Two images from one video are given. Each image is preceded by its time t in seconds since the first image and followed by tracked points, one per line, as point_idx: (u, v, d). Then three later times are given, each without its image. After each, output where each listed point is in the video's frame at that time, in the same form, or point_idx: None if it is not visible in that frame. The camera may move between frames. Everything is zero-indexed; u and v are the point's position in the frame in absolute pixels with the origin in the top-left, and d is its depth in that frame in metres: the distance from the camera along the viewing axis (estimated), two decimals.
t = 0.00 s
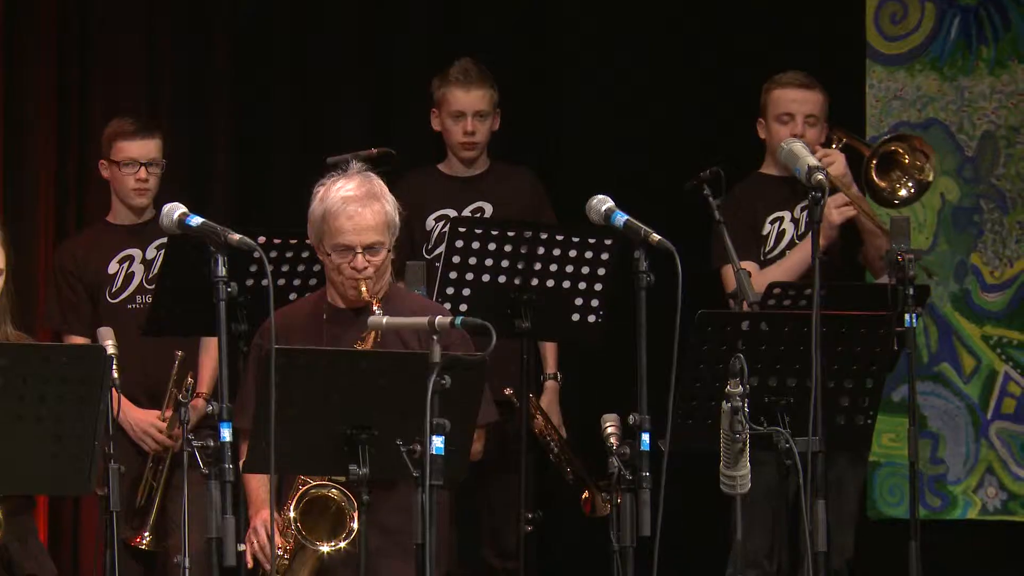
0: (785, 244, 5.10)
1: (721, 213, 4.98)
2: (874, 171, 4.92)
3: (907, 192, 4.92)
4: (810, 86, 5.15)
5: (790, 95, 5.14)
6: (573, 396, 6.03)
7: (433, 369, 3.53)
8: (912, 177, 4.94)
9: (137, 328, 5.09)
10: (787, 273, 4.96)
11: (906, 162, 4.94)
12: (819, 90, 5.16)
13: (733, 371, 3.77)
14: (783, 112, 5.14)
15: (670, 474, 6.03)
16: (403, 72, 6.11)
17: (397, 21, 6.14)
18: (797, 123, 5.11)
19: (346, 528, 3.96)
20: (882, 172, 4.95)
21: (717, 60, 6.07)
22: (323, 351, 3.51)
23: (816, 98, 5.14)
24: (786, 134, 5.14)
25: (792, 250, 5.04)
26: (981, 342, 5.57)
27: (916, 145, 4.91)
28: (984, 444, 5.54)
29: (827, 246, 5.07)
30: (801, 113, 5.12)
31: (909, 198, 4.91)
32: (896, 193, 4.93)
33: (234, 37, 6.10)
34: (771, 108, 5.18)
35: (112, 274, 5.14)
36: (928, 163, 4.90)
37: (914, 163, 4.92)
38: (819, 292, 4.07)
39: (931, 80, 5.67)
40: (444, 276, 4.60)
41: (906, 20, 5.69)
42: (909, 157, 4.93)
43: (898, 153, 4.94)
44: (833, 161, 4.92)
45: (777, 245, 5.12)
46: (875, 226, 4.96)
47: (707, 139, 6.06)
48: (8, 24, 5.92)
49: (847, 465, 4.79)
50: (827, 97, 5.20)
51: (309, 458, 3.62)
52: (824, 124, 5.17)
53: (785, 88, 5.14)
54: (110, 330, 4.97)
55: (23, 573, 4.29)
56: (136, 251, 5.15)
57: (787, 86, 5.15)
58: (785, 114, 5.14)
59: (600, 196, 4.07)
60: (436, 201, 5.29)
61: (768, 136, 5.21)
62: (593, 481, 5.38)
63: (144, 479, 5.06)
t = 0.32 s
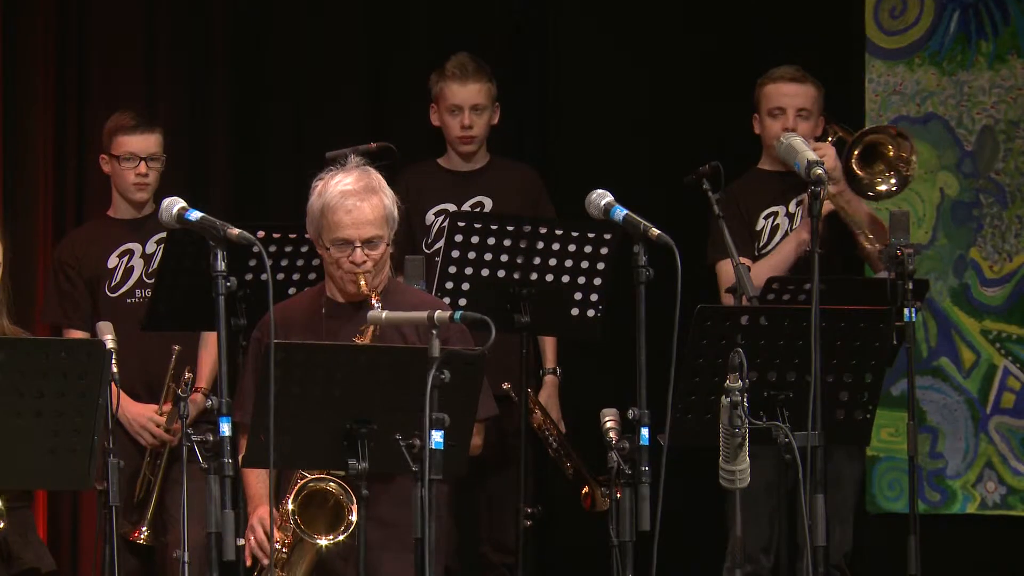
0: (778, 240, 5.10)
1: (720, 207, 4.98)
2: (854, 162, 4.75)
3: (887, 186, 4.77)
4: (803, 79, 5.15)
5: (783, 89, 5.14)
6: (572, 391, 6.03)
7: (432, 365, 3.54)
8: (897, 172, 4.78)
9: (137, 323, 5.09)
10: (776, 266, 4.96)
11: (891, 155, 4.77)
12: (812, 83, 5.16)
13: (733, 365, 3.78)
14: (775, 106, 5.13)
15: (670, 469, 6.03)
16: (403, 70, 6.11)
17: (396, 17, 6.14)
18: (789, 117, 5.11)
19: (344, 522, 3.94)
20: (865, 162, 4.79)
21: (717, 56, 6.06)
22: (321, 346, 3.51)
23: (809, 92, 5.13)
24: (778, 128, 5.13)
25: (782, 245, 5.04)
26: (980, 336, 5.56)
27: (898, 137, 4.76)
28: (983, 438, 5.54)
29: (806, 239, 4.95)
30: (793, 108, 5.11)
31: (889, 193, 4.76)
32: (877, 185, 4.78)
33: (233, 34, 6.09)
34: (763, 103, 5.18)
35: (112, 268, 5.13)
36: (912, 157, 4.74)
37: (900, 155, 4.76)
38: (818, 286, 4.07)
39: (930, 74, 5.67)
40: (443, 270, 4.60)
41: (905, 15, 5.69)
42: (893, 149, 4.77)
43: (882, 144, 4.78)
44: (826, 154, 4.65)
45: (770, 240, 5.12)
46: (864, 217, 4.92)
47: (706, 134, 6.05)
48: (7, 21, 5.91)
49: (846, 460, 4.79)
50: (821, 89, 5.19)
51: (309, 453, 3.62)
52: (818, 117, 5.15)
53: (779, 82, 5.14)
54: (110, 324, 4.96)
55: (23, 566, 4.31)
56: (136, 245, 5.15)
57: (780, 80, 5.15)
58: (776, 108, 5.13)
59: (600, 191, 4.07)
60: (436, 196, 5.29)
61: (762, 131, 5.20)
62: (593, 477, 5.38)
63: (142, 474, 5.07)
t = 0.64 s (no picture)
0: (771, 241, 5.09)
1: (720, 208, 4.98)
2: (836, 159, 4.60)
3: (865, 188, 4.57)
4: (795, 80, 5.15)
5: (775, 90, 5.14)
6: (573, 391, 6.03)
7: (432, 366, 3.54)
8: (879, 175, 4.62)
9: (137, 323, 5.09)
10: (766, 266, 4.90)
11: (876, 158, 4.62)
12: (805, 83, 5.16)
13: (734, 367, 3.80)
14: (767, 108, 5.13)
15: (670, 470, 6.02)
16: (402, 71, 6.12)
17: (396, 18, 6.14)
18: (781, 118, 5.10)
19: (349, 517, 3.93)
20: (847, 161, 4.62)
21: (718, 57, 6.05)
22: (322, 347, 3.51)
23: (802, 93, 5.13)
24: (771, 130, 5.13)
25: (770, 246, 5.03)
26: (981, 337, 5.56)
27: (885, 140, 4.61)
28: (984, 439, 5.54)
29: (791, 242, 4.80)
30: (785, 108, 5.10)
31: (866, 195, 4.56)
32: (855, 185, 4.59)
33: (234, 34, 6.08)
34: (757, 103, 5.18)
35: (113, 269, 5.13)
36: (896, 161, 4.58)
37: (884, 157, 4.61)
38: (819, 287, 4.06)
39: (931, 75, 5.67)
40: (444, 272, 4.60)
41: (906, 16, 5.69)
42: (879, 152, 4.61)
43: (869, 146, 4.62)
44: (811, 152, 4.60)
45: (764, 241, 5.10)
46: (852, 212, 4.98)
47: (706, 135, 6.05)
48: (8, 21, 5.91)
49: (847, 461, 4.79)
50: (815, 88, 5.18)
51: (310, 455, 3.62)
52: (812, 117, 5.15)
53: (771, 84, 5.14)
54: (111, 325, 4.96)
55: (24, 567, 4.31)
56: (137, 246, 5.14)
57: (773, 81, 5.16)
58: (769, 109, 5.13)
59: (601, 192, 4.07)
60: (436, 198, 5.29)
61: (758, 133, 5.20)
62: (593, 478, 5.37)
63: (143, 475, 5.07)
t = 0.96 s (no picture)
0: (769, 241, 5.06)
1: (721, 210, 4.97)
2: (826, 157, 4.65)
3: (850, 187, 4.64)
4: (790, 80, 5.15)
5: (769, 90, 5.14)
6: (575, 392, 6.03)
7: (434, 367, 3.54)
8: (868, 175, 4.67)
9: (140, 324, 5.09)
10: (763, 262, 4.88)
11: (865, 158, 4.65)
12: (800, 83, 5.16)
13: (737, 368, 3.81)
14: (762, 108, 5.14)
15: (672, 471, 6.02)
16: (403, 72, 6.12)
17: (398, 18, 6.13)
18: (776, 118, 5.10)
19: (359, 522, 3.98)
20: (838, 158, 4.68)
21: (721, 57, 6.05)
22: (324, 347, 3.51)
23: (796, 92, 5.13)
24: (766, 130, 5.13)
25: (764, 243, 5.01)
26: (983, 338, 5.56)
27: (876, 141, 4.64)
28: (986, 440, 5.54)
29: (784, 241, 4.83)
30: (780, 108, 5.11)
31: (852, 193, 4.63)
32: (842, 183, 4.65)
33: (237, 34, 6.09)
34: (753, 103, 5.18)
35: (117, 270, 5.13)
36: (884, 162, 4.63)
37: (873, 160, 4.65)
38: (821, 288, 4.07)
39: (934, 76, 5.67)
40: (447, 273, 4.60)
41: (909, 17, 5.69)
42: (869, 152, 4.65)
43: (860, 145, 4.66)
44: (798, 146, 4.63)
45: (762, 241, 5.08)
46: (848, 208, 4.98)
47: (707, 135, 6.04)
48: (11, 21, 5.92)
49: (849, 462, 4.79)
50: (809, 86, 5.18)
51: (312, 455, 3.62)
52: (807, 116, 5.15)
53: (765, 84, 5.15)
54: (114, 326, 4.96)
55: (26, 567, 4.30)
56: (141, 247, 5.15)
57: (768, 82, 5.16)
58: (765, 110, 5.13)
59: (603, 193, 4.07)
60: (438, 199, 5.29)
61: (754, 134, 5.20)
62: (594, 478, 5.35)
63: (146, 476, 5.05)
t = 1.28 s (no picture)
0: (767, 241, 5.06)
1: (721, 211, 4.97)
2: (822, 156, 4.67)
3: (846, 186, 4.65)
4: (786, 80, 5.15)
5: (767, 91, 5.14)
6: (576, 392, 6.03)
7: (434, 368, 3.54)
8: (865, 175, 4.67)
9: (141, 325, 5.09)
10: (761, 265, 4.89)
11: (862, 157, 4.67)
12: (796, 83, 5.16)
13: (738, 368, 3.79)
14: (759, 109, 5.14)
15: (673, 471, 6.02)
16: (404, 72, 6.12)
17: (397, 19, 6.14)
18: (773, 118, 5.10)
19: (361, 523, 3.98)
20: (835, 158, 4.70)
21: (722, 58, 6.04)
22: (325, 348, 3.51)
23: (793, 93, 5.13)
24: (763, 131, 5.12)
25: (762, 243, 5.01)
26: (985, 338, 5.56)
27: (872, 140, 4.66)
28: (987, 441, 5.53)
29: (781, 241, 4.85)
30: (778, 109, 5.11)
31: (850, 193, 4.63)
32: (839, 183, 4.67)
33: (237, 35, 6.08)
34: (750, 104, 5.18)
35: (117, 271, 5.13)
36: (880, 161, 4.63)
37: (870, 160, 4.65)
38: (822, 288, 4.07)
39: (935, 76, 5.66)
40: (448, 274, 4.61)
41: (910, 17, 5.68)
42: (865, 151, 4.66)
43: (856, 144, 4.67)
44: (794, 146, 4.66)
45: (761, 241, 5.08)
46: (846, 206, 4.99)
47: (707, 136, 6.04)
48: (12, 22, 5.91)
49: (849, 462, 4.79)
50: (806, 87, 5.18)
51: (313, 456, 3.62)
52: (804, 117, 5.15)
53: (762, 85, 5.14)
54: (115, 326, 4.96)
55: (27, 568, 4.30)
56: (142, 248, 5.15)
57: (764, 82, 5.16)
58: (762, 111, 5.13)
59: (604, 194, 4.07)
60: (438, 200, 5.28)
61: (750, 134, 5.20)
62: (594, 478, 5.35)
63: (148, 476, 5.06)
